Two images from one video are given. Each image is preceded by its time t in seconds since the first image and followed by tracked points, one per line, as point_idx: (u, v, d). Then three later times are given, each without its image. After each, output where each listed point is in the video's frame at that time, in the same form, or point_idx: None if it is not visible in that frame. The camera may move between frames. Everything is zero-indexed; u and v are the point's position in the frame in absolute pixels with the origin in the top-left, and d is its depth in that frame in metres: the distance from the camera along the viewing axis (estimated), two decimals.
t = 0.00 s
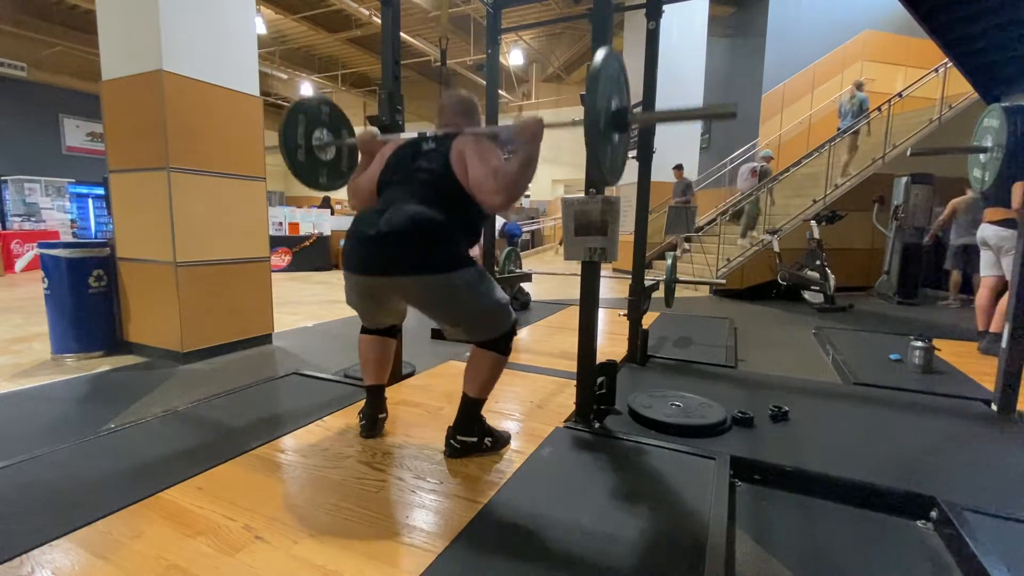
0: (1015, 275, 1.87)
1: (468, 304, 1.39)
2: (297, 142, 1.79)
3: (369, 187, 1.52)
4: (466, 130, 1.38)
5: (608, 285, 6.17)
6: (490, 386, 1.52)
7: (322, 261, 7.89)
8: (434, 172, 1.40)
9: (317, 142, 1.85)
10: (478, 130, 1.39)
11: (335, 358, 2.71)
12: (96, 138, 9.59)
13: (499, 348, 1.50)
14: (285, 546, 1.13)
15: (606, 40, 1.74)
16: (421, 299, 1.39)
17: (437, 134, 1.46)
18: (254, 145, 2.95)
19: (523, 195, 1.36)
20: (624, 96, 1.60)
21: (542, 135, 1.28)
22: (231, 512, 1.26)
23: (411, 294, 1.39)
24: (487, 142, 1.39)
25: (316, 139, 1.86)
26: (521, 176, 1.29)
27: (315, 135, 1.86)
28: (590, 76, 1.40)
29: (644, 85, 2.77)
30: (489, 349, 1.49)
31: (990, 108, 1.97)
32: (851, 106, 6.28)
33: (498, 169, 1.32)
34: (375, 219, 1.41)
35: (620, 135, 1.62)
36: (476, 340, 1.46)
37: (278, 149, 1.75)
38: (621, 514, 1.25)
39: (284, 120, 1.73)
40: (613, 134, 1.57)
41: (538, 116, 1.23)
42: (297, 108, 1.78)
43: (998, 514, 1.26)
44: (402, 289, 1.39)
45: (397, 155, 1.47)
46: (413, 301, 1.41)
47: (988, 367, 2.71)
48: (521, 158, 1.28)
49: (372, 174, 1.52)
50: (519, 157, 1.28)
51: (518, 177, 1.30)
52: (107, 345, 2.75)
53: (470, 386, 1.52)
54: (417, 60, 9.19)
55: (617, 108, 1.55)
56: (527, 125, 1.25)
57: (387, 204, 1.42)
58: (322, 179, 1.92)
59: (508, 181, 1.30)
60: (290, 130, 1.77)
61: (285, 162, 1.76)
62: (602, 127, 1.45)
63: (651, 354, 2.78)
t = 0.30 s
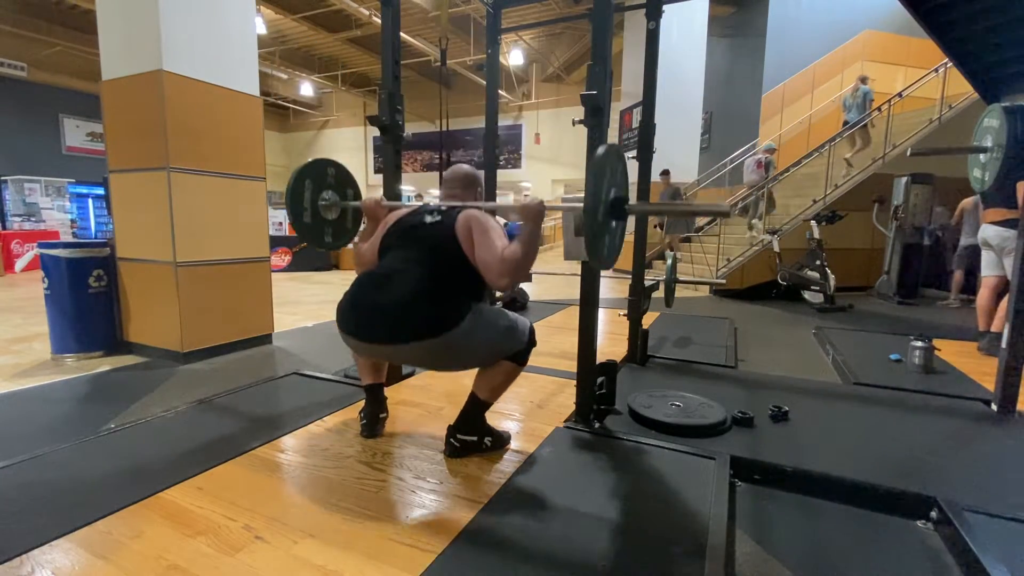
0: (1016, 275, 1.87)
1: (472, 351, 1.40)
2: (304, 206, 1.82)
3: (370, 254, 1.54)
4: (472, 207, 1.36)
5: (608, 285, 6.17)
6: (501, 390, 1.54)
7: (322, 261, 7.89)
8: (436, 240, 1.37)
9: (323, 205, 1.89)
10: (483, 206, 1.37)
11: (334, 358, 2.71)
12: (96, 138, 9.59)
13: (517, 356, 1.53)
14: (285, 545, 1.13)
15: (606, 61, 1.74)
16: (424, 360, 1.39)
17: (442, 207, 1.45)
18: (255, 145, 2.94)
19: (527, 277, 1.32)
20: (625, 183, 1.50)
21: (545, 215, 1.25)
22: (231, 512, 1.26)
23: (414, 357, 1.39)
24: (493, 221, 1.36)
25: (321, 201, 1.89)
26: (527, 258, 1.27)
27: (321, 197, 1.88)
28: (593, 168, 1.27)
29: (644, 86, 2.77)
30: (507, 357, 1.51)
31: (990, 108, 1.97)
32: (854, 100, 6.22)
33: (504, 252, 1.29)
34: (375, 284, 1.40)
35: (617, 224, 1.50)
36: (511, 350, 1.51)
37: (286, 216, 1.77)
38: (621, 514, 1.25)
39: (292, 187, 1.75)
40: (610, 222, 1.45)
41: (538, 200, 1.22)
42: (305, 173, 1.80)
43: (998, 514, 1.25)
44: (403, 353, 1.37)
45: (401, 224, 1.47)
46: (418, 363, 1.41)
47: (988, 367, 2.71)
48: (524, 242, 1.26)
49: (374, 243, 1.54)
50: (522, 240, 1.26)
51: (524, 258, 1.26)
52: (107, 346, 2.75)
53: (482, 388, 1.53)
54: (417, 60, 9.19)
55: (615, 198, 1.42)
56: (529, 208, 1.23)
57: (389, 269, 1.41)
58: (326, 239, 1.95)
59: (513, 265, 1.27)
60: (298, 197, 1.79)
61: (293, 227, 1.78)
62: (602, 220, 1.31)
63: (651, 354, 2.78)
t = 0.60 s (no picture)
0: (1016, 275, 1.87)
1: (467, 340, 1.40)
2: (302, 189, 1.82)
3: (370, 238, 1.55)
4: (471, 192, 1.37)
5: (608, 285, 6.17)
6: (496, 387, 1.53)
7: (322, 261, 7.89)
8: (436, 224, 1.39)
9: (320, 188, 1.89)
10: (482, 190, 1.38)
11: (335, 358, 2.71)
12: (96, 138, 9.59)
13: (510, 350, 1.52)
14: (285, 545, 1.13)
15: (606, 62, 1.73)
16: (421, 343, 1.39)
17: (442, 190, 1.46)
18: (255, 144, 2.94)
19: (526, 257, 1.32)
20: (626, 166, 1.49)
21: (545, 199, 1.24)
22: (231, 512, 1.26)
23: (411, 339, 1.39)
24: (491, 204, 1.37)
25: (318, 184, 1.90)
26: (526, 240, 1.26)
27: (319, 180, 1.89)
28: (599, 149, 1.27)
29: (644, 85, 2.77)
30: (498, 350, 1.50)
31: (990, 108, 1.97)
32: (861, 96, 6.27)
33: (502, 233, 1.29)
34: (374, 266, 1.41)
35: (619, 207, 1.51)
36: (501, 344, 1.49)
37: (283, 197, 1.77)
38: (621, 514, 1.25)
39: (290, 169, 1.76)
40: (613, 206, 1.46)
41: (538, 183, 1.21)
42: (303, 155, 1.81)
43: (998, 514, 1.25)
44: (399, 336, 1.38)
45: (403, 208, 1.49)
46: (415, 346, 1.42)
47: (988, 367, 2.71)
48: (524, 225, 1.26)
49: (373, 227, 1.56)
50: (522, 221, 1.25)
51: (522, 241, 1.26)
52: (107, 346, 2.75)
53: (479, 385, 1.53)
54: (417, 59, 9.19)
55: (619, 182, 1.43)
56: (529, 191, 1.22)
57: (387, 252, 1.42)
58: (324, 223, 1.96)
59: (511, 245, 1.27)
60: (296, 179, 1.80)
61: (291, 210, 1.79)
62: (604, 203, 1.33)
63: (651, 354, 2.77)
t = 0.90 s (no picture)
0: (1015, 274, 1.87)
1: (467, 287, 1.40)
2: (295, 122, 1.81)
3: (368, 171, 1.52)
4: (468, 117, 1.39)
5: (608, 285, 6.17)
6: (483, 384, 1.52)
7: (322, 261, 7.89)
8: (436, 154, 1.38)
9: (313, 125, 1.88)
10: (478, 115, 1.40)
11: (335, 358, 2.71)
12: (96, 138, 9.59)
13: (489, 340, 1.52)
14: (285, 545, 1.13)
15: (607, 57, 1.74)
16: (420, 282, 1.39)
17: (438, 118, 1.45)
18: (255, 144, 2.95)
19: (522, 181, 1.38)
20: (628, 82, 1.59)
21: (544, 118, 1.27)
22: (231, 512, 1.26)
23: (411, 278, 1.39)
24: (488, 128, 1.40)
25: (311, 121, 1.88)
26: (523, 161, 1.31)
27: (312, 117, 1.88)
28: (597, 64, 1.40)
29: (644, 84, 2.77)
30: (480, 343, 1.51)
31: (990, 108, 1.97)
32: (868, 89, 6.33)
33: (498, 156, 1.34)
34: (375, 197, 1.41)
35: (623, 122, 1.62)
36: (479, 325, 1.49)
37: (274, 130, 1.76)
38: (621, 513, 1.25)
39: (283, 99, 1.75)
40: (615, 120, 1.57)
41: (539, 103, 1.25)
42: (295, 89, 1.80)
43: (999, 514, 1.25)
44: (401, 270, 1.38)
45: (398, 138, 1.46)
46: (412, 286, 1.41)
47: (988, 367, 2.71)
48: (522, 146, 1.29)
49: (371, 158, 1.52)
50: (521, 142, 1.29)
51: (518, 162, 1.31)
52: (107, 346, 2.75)
53: (467, 385, 1.51)
54: (417, 59, 9.19)
55: (621, 95, 1.55)
56: (529, 110, 1.25)
57: (387, 185, 1.41)
58: (317, 161, 1.95)
59: (508, 167, 1.32)
60: (289, 111, 1.78)
61: (284, 141, 1.77)
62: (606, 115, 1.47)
63: (651, 354, 2.77)
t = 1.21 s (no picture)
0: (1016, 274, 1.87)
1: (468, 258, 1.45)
2: (288, 82, 1.81)
3: (366, 131, 1.57)
4: (462, 70, 1.36)
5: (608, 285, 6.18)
6: (469, 385, 1.51)
7: (322, 261, 7.90)
8: (431, 117, 1.41)
9: (306, 85, 1.88)
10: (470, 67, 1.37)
11: (335, 358, 2.71)
12: (97, 138, 9.59)
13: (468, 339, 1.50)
14: (286, 545, 1.13)
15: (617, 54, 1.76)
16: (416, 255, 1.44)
17: (432, 74, 1.46)
18: (255, 145, 2.95)
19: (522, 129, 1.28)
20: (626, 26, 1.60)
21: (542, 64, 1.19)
22: (231, 512, 1.26)
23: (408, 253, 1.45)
24: (480, 79, 1.35)
25: (305, 82, 1.88)
26: (517, 106, 1.21)
27: (305, 77, 1.88)
28: None
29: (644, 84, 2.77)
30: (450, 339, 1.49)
31: (990, 108, 1.97)
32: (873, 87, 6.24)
33: (492, 103, 1.27)
34: (376, 172, 1.48)
35: (621, 68, 1.62)
36: (451, 318, 1.47)
37: (268, 89, 1.76)
38: (621, 513, 1.25)
39: (275, 58, 1.74)
40: (615, 63, 1.57)
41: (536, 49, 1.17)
42: (287, 47, 1.80)
43: (999, 514, 1.25)
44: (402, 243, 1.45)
45: (392, 100, 1.49)
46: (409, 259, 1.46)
47: (989, 367, 2.71)
48: (516, 88, 1.20)
49: (368, 119, 1.56)
50: (513, 89, 1.21)
51: (515, 108, 1.22)
52: (107, 346, 2.75)
53: (452, 385, 1.50)
54: (417, 60, 9.20)
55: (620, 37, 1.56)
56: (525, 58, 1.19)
57: (385, 156, 1.47)
58: (311, 123, 1.95)
59: (502, 113, 1.24)
60: (281, 70, 1.78)
61: (276, 101, 1.77)
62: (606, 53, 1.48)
63: (651, 354, 2.78)
